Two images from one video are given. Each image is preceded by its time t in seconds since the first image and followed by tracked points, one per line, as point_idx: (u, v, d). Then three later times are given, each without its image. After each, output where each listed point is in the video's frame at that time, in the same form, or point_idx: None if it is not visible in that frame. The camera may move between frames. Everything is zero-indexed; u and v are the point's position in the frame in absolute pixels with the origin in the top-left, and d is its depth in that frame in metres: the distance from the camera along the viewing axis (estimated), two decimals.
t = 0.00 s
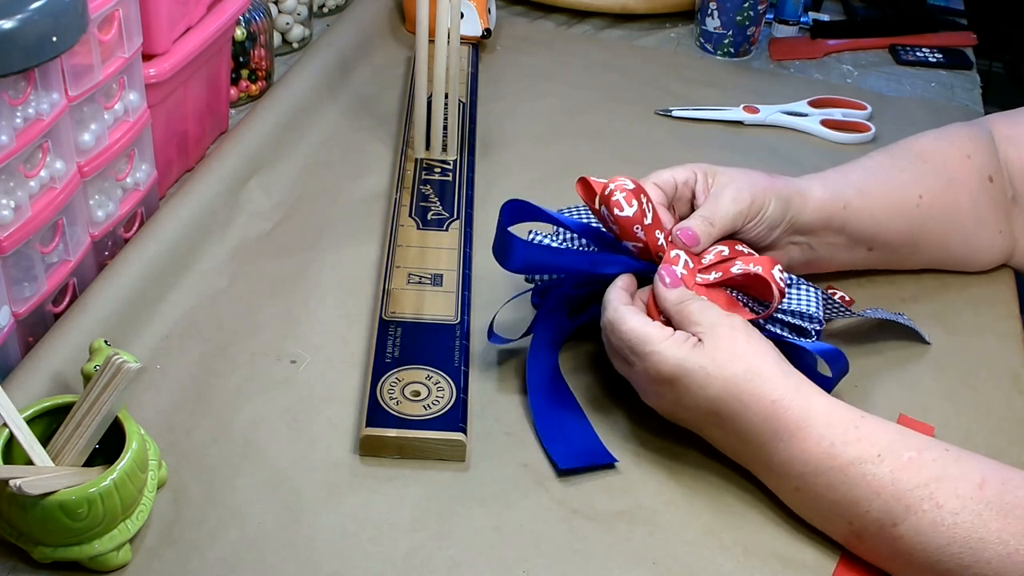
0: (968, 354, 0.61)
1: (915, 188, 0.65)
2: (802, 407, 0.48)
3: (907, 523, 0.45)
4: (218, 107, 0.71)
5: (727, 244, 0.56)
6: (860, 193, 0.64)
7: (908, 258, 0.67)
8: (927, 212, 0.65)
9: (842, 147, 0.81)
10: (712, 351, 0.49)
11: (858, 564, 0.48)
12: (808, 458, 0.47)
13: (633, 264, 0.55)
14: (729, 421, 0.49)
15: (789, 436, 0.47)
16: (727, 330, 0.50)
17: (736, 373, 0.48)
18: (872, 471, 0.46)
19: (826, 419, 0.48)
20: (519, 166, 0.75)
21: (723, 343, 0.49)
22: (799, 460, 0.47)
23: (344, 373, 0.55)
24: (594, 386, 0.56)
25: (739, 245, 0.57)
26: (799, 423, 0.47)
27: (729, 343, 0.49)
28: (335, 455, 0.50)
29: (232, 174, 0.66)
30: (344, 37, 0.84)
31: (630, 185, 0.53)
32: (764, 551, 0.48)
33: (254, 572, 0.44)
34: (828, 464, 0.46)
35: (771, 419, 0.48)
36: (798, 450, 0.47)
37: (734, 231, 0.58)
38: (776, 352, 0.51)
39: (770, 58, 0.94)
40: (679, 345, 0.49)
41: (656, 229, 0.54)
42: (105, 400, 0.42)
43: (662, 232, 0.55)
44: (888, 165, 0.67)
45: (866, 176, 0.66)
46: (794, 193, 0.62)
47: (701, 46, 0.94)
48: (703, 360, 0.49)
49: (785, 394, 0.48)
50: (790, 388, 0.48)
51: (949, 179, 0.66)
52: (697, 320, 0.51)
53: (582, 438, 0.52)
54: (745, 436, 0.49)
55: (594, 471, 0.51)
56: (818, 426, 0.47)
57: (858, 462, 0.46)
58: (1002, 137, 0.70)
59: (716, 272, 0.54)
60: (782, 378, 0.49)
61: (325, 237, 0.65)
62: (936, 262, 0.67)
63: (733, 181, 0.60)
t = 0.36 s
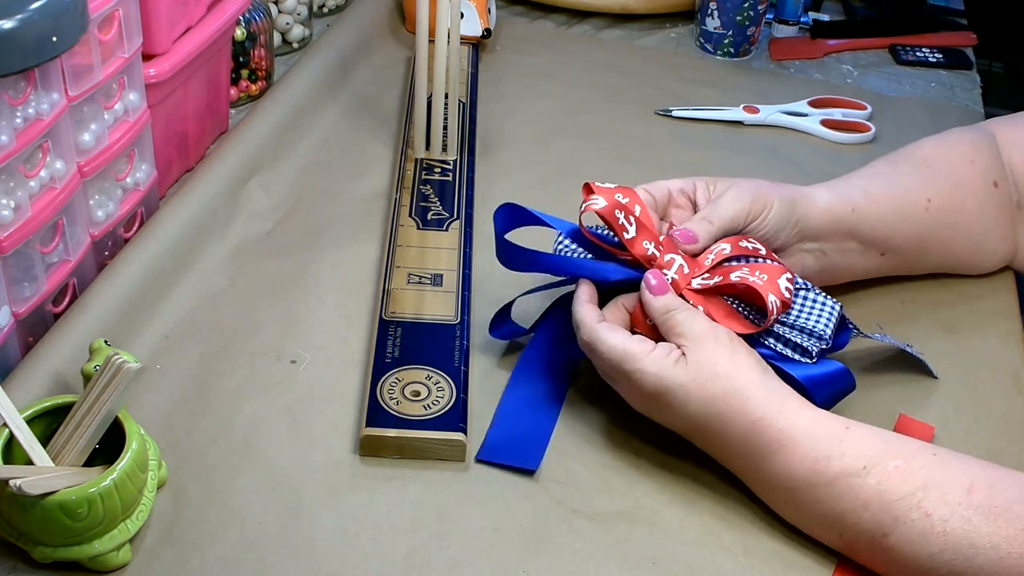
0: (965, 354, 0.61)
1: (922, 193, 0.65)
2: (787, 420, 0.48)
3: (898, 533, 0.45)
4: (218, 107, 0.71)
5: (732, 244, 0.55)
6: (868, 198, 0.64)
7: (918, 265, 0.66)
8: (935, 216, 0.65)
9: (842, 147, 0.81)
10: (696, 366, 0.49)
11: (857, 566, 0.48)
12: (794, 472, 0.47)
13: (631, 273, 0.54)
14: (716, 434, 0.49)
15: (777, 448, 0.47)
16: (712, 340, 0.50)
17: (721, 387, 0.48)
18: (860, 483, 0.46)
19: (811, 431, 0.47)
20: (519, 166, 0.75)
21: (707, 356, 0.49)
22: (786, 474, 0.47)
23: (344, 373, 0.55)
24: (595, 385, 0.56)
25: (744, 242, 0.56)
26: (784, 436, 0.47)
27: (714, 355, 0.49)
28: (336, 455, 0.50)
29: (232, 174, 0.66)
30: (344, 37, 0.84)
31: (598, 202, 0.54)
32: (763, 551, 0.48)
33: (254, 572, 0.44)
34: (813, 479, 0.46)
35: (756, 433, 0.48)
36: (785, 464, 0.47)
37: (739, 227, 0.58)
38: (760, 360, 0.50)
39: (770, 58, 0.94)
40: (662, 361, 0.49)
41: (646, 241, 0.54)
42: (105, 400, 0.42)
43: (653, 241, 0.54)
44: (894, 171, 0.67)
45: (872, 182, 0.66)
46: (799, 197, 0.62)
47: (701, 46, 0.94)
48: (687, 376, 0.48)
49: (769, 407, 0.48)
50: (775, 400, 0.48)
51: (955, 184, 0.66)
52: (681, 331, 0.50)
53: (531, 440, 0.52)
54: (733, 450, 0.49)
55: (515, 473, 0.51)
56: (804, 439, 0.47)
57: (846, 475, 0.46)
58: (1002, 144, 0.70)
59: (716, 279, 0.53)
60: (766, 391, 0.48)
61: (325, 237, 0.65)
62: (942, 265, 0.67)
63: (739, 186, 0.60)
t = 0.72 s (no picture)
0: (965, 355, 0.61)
1: (928, 194, 0.65)
2: (784, 424, 0.47)
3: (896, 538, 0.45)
4: (218, 106, 0.71)
5: (744, 244, 0.53)
6: (874, 200, 0.64)
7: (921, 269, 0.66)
8: (941, 217, 0.65)
9: (842, 147, 0.81)
10: (693, 368, 0.49)
11: (856, 567, 0.48)
12: (790, 477, 0.47)
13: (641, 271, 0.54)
14: (714, 437, 0.49)
15: (774, 453, 0.47)
16: (711, 342, 0.49)
17: (718, 390, 0.48)
18: (857, 488, 0.46)
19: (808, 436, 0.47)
20: (519, 166, 0.75)
21: (705, 358, 0.49)
22: (782, 478, 0.47)
23: (344, 373, 0.55)
24: (595, 385, 0.56)
25: (759, 240, 0.54)
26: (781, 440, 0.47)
27: (712, 357, 0.49)
28: (336, 455, 0.50)
29: (232, 174, 0.66)
30: (344, 37, 0.84)
31: (603, 200, 0.54)
32: (763, 551, 0.48)
33: (254, 572, 0.44)
34: (809, 484, 0.46)
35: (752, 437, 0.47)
36: (782, 469, 0.47)
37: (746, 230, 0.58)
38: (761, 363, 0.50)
39: (770, 58, 0.94)
40: (659, 362, 0.49)
41: (651, 241, 0.54)
42: (105, 400, 0.42)
43: (659, 241, 0.54)
44: (899, 173, 0.67)
45: (877, 184, 0.66)
46: (806, 199, 0.62)
47: (701, 46, 0.94)
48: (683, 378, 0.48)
49: (765, 411, 0.48)
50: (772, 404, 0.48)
51: (959, 185, 0.66)
52: (681, 333, 0.50)
53: (524, 429, 0.52)
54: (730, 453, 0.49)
55: (504, 461, 0.51)
56: (801, 443, 0.47)
57: (843, 480, 0.46)
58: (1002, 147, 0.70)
59: (721, 280, 0.52)
60: (762, 394, 0.48)
61: (325, 237, 0.65)
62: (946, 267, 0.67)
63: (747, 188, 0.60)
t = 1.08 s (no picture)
0: (966, 355, 0.61)
1: (927, 195, 0.65)
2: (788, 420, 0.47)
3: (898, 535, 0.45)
4: (218, 106, 0.71)
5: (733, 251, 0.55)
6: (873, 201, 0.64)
7: (914, 271, 0.67)
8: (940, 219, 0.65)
9: (842, 147, 0.81)
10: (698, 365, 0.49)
11: (856, 566, 0.48)
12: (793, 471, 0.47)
13: (631, 273, 0.54)
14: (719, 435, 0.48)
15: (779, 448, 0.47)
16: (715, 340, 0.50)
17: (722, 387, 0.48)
18: (860, 484, 0.46)
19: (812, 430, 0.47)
20: (518, 167, 0.75)
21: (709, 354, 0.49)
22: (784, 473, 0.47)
23: (344, 373, 0.55)
24: (594, 384, 0.56)
25: (748, 251, 0.55)
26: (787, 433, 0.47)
27: (716, 353, 0.49)
28: (336, 455, 0.50)
29: (232, 174, 0.66)
30: (344, 37, 0.84)
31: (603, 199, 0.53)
32: (763, 550, 0.48)
33: (254, 572, 0.44)
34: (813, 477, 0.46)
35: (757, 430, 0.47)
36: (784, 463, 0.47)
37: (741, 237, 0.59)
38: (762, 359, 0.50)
39: (770, 58, 0.94)
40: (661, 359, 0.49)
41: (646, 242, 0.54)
42: (105, 400, 0.42)
43: (655, 242, 0.54)
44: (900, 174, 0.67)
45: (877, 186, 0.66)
46: (806, 201, 0.62)
47: (701, 46, 0.94)
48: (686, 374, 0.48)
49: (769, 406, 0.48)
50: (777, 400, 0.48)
51: (959, 186, 0.66)
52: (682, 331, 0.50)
53: (518, 438, 0.52)
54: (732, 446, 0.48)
55: (501, 471, 0.51)
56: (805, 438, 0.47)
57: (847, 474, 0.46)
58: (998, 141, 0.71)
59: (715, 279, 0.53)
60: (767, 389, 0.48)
61: (325, 237, 0.65)
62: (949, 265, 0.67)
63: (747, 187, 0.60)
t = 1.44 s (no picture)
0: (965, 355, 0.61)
1: (916, 178, 0.66)
2: (801, 417, 0.47)
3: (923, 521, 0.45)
4: (218, 106, 0.71)
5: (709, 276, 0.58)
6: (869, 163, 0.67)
7: (899, 253, 0.68)
8: (924, 204, 0.66)
9: (842, 147, 0.81)
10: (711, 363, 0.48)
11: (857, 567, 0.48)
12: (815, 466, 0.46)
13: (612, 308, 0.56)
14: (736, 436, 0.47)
15: (798, 440, 0.47)
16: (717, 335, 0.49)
17: (738, 385, 0.47)
18: (881, 477, 0.46)
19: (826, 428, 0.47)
20: (518, 167, 0.75)
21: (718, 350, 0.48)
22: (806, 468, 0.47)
23: (344, 374, 0.55)
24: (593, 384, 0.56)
25: (727, 277, 0.58)
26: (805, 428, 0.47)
27: (724, 349, 0.48)
28: (336, 455, 0.50)
29: (232, 174, 0.66)
30: (344, 37, 0.84)
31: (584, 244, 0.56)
32: (763, 550, 0.48)
33: (254, 572, 0.44)
34: (837, 470, 0.46)
35: (780, 423, 0.47)
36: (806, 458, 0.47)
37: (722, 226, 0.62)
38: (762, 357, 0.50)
39: (770, 58, 0.94)
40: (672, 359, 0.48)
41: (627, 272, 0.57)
42: (105, 401, 0.42)
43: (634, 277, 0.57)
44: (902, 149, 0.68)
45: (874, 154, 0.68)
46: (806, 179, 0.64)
47: (701, 46, 0.94)
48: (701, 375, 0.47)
49: (784, 404, 0.47)
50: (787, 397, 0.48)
51: (950, 172, 0.66)
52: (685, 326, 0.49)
53: (518, 446, 0.51)
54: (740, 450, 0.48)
55: (501, 480, 0.50)
56: (822, 433, 0.47)
57: (869, 468, 0.46)
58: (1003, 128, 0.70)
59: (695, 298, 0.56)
60: (775, 385, 0.48)
61: (325, 237, 0.65)
62: (933, 256, 0.68)
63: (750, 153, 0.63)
